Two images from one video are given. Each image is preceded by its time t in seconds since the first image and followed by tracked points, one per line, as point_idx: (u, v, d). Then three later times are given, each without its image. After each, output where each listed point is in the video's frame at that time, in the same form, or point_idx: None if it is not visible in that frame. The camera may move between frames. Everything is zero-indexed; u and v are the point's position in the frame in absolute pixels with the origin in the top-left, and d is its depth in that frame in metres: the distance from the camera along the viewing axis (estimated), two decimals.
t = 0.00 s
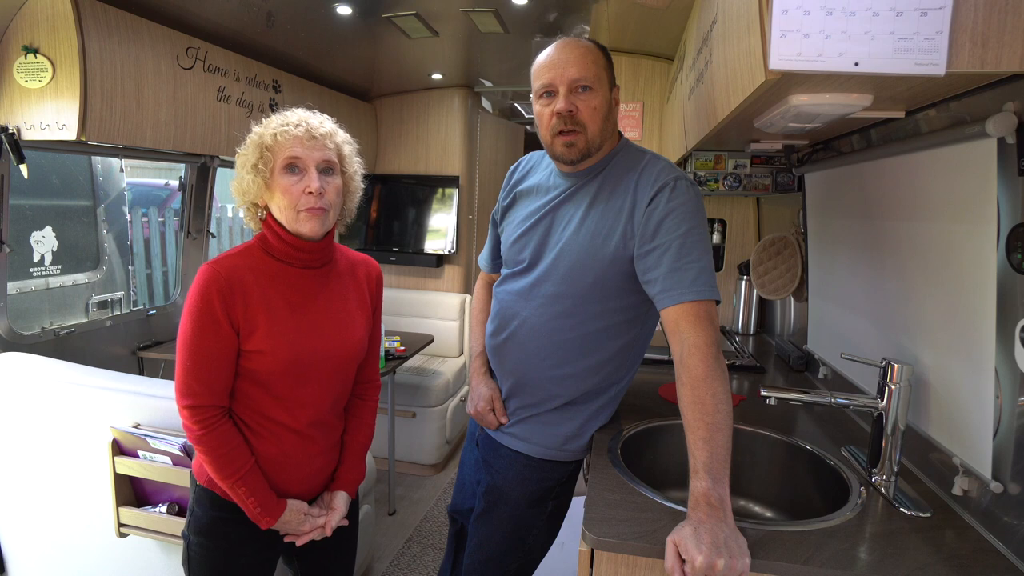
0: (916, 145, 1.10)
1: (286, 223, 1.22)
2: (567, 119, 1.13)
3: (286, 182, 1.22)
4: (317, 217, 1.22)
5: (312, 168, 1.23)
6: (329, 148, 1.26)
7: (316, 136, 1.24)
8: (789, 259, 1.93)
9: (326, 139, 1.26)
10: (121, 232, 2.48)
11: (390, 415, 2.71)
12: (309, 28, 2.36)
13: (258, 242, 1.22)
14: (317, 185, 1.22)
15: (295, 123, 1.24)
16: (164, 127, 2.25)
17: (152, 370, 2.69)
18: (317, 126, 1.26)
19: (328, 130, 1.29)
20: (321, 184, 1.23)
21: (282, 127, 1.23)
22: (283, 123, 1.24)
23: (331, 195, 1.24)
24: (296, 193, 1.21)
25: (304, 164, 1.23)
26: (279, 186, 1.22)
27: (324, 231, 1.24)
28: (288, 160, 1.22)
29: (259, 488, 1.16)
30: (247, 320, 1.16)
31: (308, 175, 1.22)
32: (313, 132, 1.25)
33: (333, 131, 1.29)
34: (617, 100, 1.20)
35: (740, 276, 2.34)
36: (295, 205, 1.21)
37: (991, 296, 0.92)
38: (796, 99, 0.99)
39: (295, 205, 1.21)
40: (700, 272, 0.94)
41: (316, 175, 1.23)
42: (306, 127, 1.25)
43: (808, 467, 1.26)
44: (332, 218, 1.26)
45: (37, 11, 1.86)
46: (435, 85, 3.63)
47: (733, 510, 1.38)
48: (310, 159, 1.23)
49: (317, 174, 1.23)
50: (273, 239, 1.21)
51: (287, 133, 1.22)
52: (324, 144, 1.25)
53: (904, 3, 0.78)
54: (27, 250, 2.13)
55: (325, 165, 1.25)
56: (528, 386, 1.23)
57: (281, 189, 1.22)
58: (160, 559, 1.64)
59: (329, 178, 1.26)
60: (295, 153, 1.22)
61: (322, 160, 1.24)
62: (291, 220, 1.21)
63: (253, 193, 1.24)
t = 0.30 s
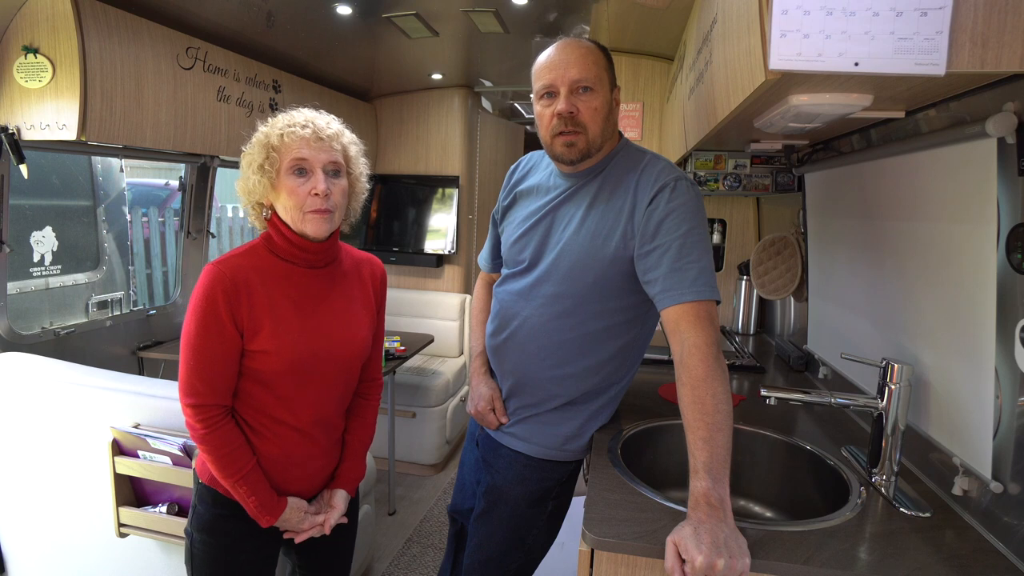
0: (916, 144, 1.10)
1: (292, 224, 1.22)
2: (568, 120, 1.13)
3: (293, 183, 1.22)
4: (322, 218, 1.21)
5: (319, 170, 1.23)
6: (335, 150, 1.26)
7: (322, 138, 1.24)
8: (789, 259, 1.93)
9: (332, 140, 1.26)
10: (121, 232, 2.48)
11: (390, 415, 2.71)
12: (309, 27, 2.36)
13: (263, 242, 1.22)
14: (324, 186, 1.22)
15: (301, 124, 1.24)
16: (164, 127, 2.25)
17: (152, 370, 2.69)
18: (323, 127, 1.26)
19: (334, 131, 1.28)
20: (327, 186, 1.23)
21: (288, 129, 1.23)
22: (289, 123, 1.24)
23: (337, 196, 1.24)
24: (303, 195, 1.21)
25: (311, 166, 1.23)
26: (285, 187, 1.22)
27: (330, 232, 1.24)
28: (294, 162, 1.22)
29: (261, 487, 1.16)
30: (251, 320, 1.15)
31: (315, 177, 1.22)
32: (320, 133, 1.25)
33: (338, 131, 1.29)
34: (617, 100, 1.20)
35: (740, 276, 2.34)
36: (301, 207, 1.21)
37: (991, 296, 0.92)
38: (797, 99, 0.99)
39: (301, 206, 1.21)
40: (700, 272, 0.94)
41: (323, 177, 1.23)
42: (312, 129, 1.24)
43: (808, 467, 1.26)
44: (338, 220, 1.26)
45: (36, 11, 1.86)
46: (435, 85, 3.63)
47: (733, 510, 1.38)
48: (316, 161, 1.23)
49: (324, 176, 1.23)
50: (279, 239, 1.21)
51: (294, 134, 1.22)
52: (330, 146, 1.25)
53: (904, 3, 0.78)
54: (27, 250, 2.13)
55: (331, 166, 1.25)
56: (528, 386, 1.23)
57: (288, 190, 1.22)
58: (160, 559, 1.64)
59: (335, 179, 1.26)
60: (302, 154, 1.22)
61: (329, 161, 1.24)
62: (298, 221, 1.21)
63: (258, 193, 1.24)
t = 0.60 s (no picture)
0: (916, 144, 1.10)
1: (281, 227, 1.22)
2: (567, 121, 1.13)
3: (280, 187, 1.20)
4: (306, 225, 1.20)
5: (305, 174, 1.20)
6: (327, 153, 1.22)
7: (315, 140, 1.21)
8: (789, 259, 1.93)
9: (323, 143, 1.22)
10: (121, 232, 2.48)
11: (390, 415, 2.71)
12: (309, 28, 2.37)
13: (267, 239, 1.22)
14: (306, 193, 1.19)
15: (293, 125, 1.22)
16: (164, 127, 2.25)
17: (152, 370, 2.69)
18: (316, 128, 1.23)
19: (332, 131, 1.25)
20: (311, 192, 1.20)
21: (280, 130, 1.22)
22: (282, 125, 1.22)
23: (324, 202, 1.21)
24: (288, 199, 1.20)
25: (298, 169, 1.20)
26: (274, 191, 1.21)
27: (318, 236, 1.23)
28: (281, 165, 1.20)
29: (262, 484, 1.16)
30: (254, 317, 1.16)
31: (300, 182, 1.20)
32: (311, 134, 1.21)
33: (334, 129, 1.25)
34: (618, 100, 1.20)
35: (740, 276, 2.34)
36: (287, 211, 1.20)
37: (991, 296, 0.92)
38: (797, 99, 0.99)
39: (286, 210, 1.20)
40: (700, 272, 0.94)
41: (308, 181, 1.20)
42: (305, 130, 1.22)
43: (808, 467, 1.26)
44: (327, 222, 1.23)
45: (36, 11, 1.86)
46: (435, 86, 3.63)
47: (733, 510, 1.38)
48: (304, 164, 1.20)
49: (310, 179, 1.21)
50: (280, 237, 1.21)
51: (283, 137, 1.20)
52: (322, 149, 1.22)
53: (904, 2, 0.78)
54: (27, 250, 2.12)
55: (320, 169, 1.22)
56: (527, 386, 1.23)
57: (276, 194, 1.21)
58: (160, 559, 1.64)
59: (324, 181, 1.23)
60: (289, 158, 1.20)
61: (317, 165, 1.21)
62: (285, 224, 1.21)
63: (256, 195, 1.25)
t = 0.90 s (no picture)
0: (916, 144, 1.10)
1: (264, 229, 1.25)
2: (567, 121, 1.13)
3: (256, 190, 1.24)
4: (273, 229, 1.22)
5: (269, 177, 1.21)
6: (289, 154, 1.20)
7: (276, 143, 1.20)
8: (789, 259, 1.93)
9: (283, 145, 1.20)
10: (121, 232, 2.48)
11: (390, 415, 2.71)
12: (309, 27, 2.36)
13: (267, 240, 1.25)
14: (267, 198, 1.20)
15: (265, 128, 1.22)
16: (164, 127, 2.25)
17: (152, 370, 2.69)
18: (287, 130, 1.21)
19: (299, 131, 1.22)
20: (274, 196, 1.20)
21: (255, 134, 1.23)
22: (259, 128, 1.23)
23: (287, 205, 1.21)
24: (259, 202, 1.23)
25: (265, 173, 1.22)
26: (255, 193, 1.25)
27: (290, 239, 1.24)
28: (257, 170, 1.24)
29: (242, 482, 1.16)
30: (246, 315, 1.17)
31: (265, 185, 1.21)
32: (278, 137, 1.20)
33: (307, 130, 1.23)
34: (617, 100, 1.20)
35: (740, 276, 2.34)
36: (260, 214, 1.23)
37: (991, 296, 0.92)
38: (797, 99, 0.99)
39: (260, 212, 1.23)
40: (700, 272, 0.94)
41: (271, 184, 1.20)
42: (273, 133, 1.21)
43: (808, 467, 1.26)
44: (296, 223, 1.22)
45: (37, 11, 1.86)
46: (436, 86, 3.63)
47: (733, 510, 1.38)
48: (268, 168, 1.21)
49: (274, 183, 1.21)
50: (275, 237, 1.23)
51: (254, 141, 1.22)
52: (283, 151, 1.20)
53: (904, 3, 0.78)
54: (27, 250, 2.12)
55: (285, 172, 1.21)
56: (528, 386, 1.23)
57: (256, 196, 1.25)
58: (159, 559, 1.64)
59: (290, 183, 1.21)
60: (258, 162, 1.22)
61: (279, 168, 1.20)
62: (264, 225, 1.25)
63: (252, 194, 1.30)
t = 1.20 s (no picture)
0: (916, 144, 1.10)
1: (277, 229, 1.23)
2: (566, 122, 1.13)
3: (272, 188, 1.22)
4: (294, 227, 1.20)
5: (292, 175, 1.19)
6: (313, 153, 1.20)
7: (298, 142, 1.19)
8: (789, 259, 1.93)
9: (308, 144, 1.20)
10: (121, 232, 2.48)
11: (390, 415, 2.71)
12: (309, 28, 2.36)
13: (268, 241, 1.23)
14: (291, 196, 1.18)
15: (283, 127, 1.20)
16: (164, 127, 2.25)
17: (152, 371, 2.69)
18: (304, 130, 1.21)
19: (317, 130, 1.22)
20: (298, 194, 1.19)
21: (270, 134, 1.21)
22: (273, 129, 1.22)
23: (312, 204, 1.20)
24: (279, 200, 1.21)
25: (286, 171, 1.20)
26: (268, 192, 1.23)
27: (306, 239, 1.22)
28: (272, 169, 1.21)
29: (250, 485, 1.16)
30: (251, 319, 1.16)
31: (287, 183, 1.20)
32: (296, 136, 1.19)
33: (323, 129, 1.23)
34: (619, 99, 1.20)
35: (740, 276, 2.34)
36: (279, 212, 1.21)
37: (991, 296, 0.92)
38: (797, 99, 0.99)
39: (278, 211, 1.21)
40: (700, 272, 0.94)
41: (295, 183, 1.19)
42: (291, 132, 1.20)
43: (808, 468, 1.26)
44: (319, 223, 1.22)
45: (37, 11, 1.86)
46: (435, 85, 3.63)
47: (733, 510, 1.38)
48: (291, 166, 1.19)
49: (298, 181, 1.20)
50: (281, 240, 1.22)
51: (272, 140, 1.20)
52: (308, 150, 1.20)
53: (904, 2, 0.78)
54: (27, 250, 2.12)
55: (308, 171, 1.20)
56: (527, 386, 1.23)
57: (270, 195, 1.23)
58: (159, 559, 1.64)
59: (313, 182, 1.21)
60: (277, 160, 1.20)
61: (303, 166, 1.20)
62: (279, 224, 1.22)
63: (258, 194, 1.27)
